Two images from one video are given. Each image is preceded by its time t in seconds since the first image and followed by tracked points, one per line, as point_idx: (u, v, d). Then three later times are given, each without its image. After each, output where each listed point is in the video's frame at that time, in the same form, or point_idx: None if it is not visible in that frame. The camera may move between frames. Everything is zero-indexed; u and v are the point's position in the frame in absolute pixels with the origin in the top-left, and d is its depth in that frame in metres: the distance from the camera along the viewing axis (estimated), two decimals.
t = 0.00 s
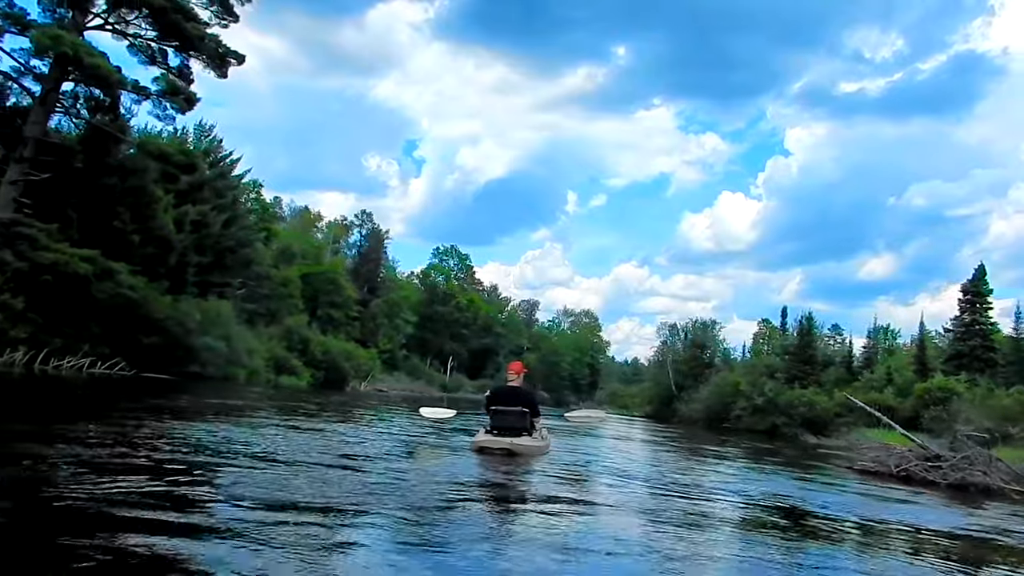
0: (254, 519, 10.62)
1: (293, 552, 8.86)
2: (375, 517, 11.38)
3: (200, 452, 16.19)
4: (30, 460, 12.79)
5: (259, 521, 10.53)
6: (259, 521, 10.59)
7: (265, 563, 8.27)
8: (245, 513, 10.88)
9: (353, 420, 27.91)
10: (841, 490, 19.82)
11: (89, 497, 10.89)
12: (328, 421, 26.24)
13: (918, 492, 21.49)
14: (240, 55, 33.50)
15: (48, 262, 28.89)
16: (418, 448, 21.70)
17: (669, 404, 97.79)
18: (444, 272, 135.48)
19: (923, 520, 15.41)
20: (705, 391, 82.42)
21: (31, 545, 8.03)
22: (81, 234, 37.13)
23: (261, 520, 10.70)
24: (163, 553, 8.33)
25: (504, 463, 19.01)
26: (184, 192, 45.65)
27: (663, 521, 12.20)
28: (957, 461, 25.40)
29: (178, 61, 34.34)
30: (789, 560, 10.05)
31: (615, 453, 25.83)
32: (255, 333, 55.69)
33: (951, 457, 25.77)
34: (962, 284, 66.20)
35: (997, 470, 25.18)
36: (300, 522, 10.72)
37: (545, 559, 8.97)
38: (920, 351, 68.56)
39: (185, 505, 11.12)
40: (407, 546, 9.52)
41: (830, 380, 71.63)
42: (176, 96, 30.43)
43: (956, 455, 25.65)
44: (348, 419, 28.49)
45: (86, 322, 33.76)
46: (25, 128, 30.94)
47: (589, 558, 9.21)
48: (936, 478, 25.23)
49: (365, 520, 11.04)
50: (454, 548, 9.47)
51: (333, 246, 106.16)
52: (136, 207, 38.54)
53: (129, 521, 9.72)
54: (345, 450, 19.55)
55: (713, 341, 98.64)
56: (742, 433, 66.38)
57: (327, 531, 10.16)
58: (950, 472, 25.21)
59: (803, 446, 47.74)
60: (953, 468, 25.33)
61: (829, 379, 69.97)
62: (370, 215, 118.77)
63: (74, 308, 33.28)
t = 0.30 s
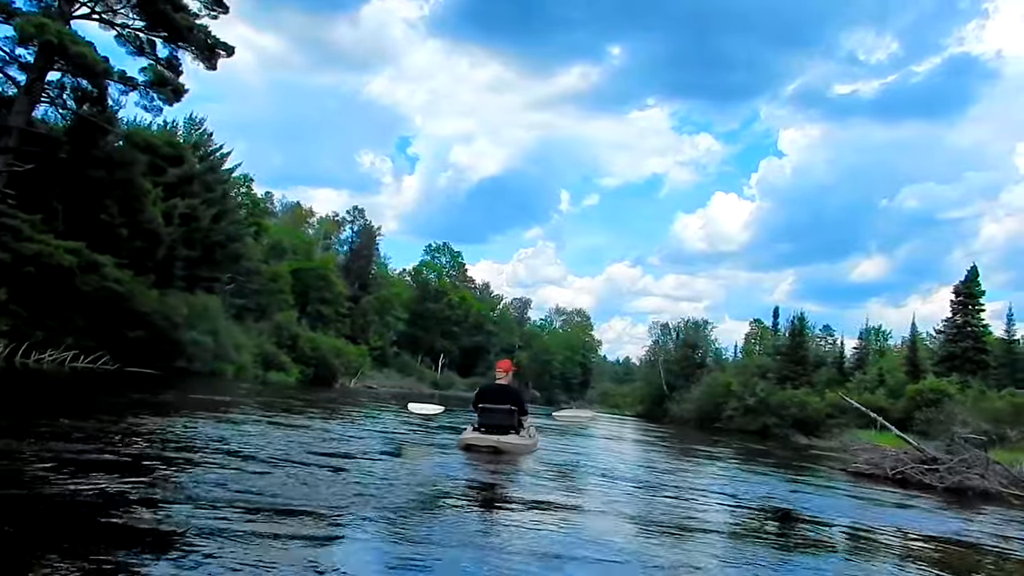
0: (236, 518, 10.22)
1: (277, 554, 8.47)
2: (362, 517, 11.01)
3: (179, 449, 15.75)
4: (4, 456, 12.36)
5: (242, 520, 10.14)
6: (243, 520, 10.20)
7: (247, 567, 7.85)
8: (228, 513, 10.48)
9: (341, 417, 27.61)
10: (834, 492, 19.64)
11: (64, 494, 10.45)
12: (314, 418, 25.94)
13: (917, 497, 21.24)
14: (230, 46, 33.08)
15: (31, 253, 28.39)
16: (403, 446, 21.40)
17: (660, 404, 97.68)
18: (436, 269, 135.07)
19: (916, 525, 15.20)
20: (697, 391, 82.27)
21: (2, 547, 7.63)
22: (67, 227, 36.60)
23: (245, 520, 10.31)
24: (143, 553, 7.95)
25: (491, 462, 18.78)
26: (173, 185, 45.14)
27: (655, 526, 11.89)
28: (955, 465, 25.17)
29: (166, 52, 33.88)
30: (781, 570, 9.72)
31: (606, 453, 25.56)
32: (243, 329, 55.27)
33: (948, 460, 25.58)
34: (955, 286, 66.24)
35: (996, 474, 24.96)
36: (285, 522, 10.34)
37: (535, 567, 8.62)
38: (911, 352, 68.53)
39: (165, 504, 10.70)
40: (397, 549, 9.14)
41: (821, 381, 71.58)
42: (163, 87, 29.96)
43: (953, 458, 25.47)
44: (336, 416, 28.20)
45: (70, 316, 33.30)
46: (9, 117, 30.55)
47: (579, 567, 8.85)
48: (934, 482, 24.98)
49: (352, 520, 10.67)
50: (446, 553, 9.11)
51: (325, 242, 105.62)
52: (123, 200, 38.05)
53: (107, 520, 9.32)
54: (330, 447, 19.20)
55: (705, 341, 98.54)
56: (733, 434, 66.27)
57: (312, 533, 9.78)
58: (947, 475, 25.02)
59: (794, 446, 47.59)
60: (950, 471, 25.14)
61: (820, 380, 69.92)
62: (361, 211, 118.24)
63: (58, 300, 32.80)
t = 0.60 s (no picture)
0: (219, 521, 9.91)
1: (258, 559, 8.14)
2: (348, 519, 10.71)
3: (161, 448, 15.44)
4: None
5: (225, 522, 9.82)
6: (225, 523, 9.88)
7: (231, 570, 7.58)
8: (209, 514, 10.16)
9: (330, 415, 27.35)
10: (829, 494, 19.45)
11: (41, 493, 10.13)
12: (302, 415, 25.70)
13: (918, 499, 21.01)
14: (219, 39, 32.71)
15: (15, 248, 27.91)
16: (391, 445, 21.18)
17: (653, 402, 97.56)
18: (429, 267, 134.69)
19: (912, 527, 15.01)
20: (689, 390, 82.20)
21: None
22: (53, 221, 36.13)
23: (228, 521, 10.04)
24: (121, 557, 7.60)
25: (479, 461, 18.59)
26: (163, 179, 44.71)
27: (644, 530, 11.65)
28: (956, 465, 24.96)
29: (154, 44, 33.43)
30: None
31: (598, 453, 25.36)
32: (233, 326, 54.91)
33: (948, 461, 25.38)
34: (948, 285, 66.26)
35: (998, 475, 24.72)
36: (269, 523, 10.02)
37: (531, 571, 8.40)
38: (904, 351, 68.47)
39: (148, 504, 10.44)
40: (384, 554, 8.83)
41: (815, 380, 71.49)
42: (150, 79, 29.55)
43: (954, 459, 25.26)
44: (325, 413, 27.95)
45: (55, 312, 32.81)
46: None
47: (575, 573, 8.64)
48: (935, 483, 24.88)
49: (338, 522, 10.37)
50: (435, 558, 8.80)
51: (316, 239, 105.19)
52: (110, 195, 37.58)
53: (82, 522, 8.97)
54: (316, 446, 18.94)
55: (697, 339, 98.49)
56: (726, 433, 66.11)
57: (297, 536, 9.47)
58: (947, 477, 24.81)
59: (786, 446, 47.44)
60: (950, 472, 24.94)
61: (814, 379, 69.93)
62: (353, 208, 117.71)
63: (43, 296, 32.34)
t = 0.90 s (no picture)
0: (206, 527, 9.60)
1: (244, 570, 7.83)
2: (341, 526, 10.42)
3: (148, 451, 15.14)
4: None
5: (210, 530, 9.48)
6: (213, 529, 9.56)
7: None
8: (197, 521, 9.84)
9: (323, 415, 27.18)
10: (827, 492, 19.28)
11: (18, 500, 9.81)
12: (291, 415, 25.43)
13: (921, 497, 20.82)
14: (208, 37, 32.35)
15: None
16: (381, 445, 20.91)
17: (648, 400, 97.40)
18: (423, 266, 134.29)
19: (909, 526, 14.82)
20: (684, 387, 81.98)
21: None
22: (39, 221, 35.71)
23: (212, 527, 9.75)
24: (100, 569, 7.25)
25: (471, 463, 18.38)
26: (153, 179, 44.35)
27: (636, 535, 11.42)
28: (960, 462, 24.78)
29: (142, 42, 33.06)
30: None
31: (593, 452, 25.19)
32: (225, 326, 54.54)
33: (950, 458, 25.22)
34: (943, 280, 66.17)
35: (1001, 472, 24.49)
36: (259, 531, 9.71)
37: None
38: (900, 347, 68.31)
39: (129, 509, 10.12)
40: (377, 564, 8.52)
41: (811, 377, 71.42)
42: (136, 77, 29.19)
43: (956, 456, 25.12)
44: (318, 413, 27.76)
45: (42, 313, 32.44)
46: None
47: None
48: (937, 481, 24.86)
49: (330, 529, 10.05)
50: (429, 570, 8.47)
51: (309, 239, 104.73)
52: (99, 195, 37.18)
53: (62, 531, 8.65)
54: (306, 447, 18.66)
55: (692, 336, 98.42)
56: (721, 430, 65.95)
57: (288, 546, 9.14)
58: (950, 474, 24.71)
59: (782, 443, 47.24)
60: (953, 469, 24.79)
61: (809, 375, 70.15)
62: (347, 207, 117.22)
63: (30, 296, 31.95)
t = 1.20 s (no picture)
0: (194, 535, 9.34)
1: None
2: (334, 535, 10.16)
3: (137, 456, 14.88)
4: None
5: (199, 538, 9.22)
6: (202, 537, 9.29)
7: None
8: (187, 531, 9.54)
9: (317, 418, 27.14)
10: (827, 491, 19.16)
11: None
12: (282, 417, 25.33)
13: (922, 496, 20.66)
14: (196, 36, 32.03)
15: None
16: (374, 448, 20.75)
17: (645, 399, 97.27)
18: (419, 266, 134.05)
19: (905, 526, 14.69)
20: (681, 386, 81.90)
21: None
22: (28, 223, 35.37)
23: (200, 532, 9.48)
24: None
25: (464, 465, 18.34)
26: (144, 181, 44.06)
27: (634, 543, 11.14)
28: (966, 460, 24.63)
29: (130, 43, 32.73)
30: None
31: (589, 453, 25.11)
32: (219, 328, 54.32)
33: (957, 455, 25.05)
34: (940, 276, 66.06)
35: (1009, 470, 24.27)
36: (249, 540, 9.45)
37: None
38: (897, 344, 68.15)
39: (111, 514, 9.79)
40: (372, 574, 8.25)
41: (808, 374, 71.40)
42: (124, 77, 28.91)
43: (963, 453, 24.95)
44: (313, 416, 27.69)
45: (31, 316, 32.19)
46: None
47: None
48: (943, 480, 24.65)
49: (322, 538, 9.80)
50: None
51: (304, 241, 104.39)
52: (89, 197, 36.89)
53: (44, 535, 8.33)
54: (298, 451, 18.44)
55: (688, 334, 98.44)
56: (719, 428, 65.87)
57: (278, 553, 8.87)
58: (956, 472, 24.56)
59: (779, 441, 47.16)
60: (960, 467, 24.64)
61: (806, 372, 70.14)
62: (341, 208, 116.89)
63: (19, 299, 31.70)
